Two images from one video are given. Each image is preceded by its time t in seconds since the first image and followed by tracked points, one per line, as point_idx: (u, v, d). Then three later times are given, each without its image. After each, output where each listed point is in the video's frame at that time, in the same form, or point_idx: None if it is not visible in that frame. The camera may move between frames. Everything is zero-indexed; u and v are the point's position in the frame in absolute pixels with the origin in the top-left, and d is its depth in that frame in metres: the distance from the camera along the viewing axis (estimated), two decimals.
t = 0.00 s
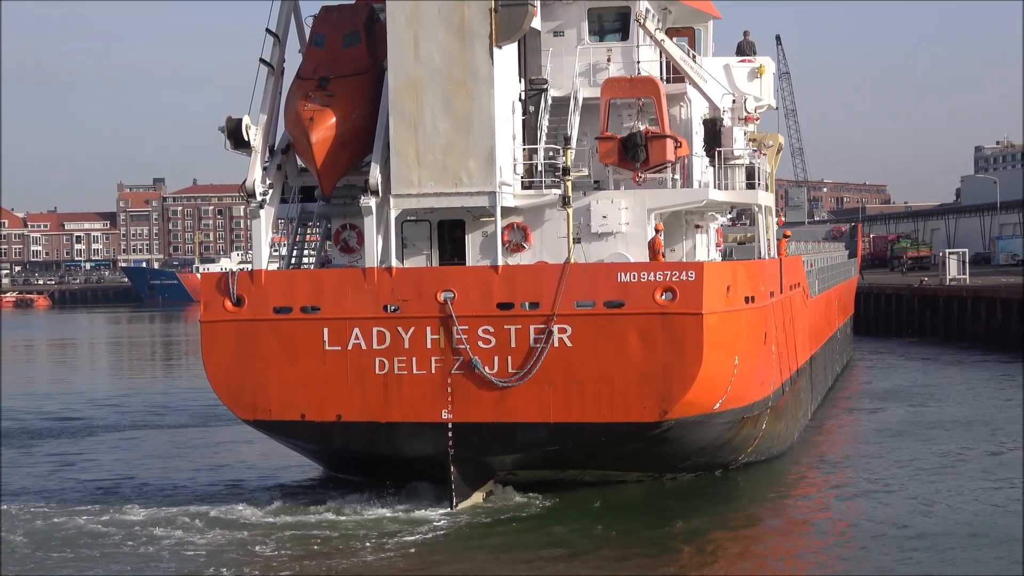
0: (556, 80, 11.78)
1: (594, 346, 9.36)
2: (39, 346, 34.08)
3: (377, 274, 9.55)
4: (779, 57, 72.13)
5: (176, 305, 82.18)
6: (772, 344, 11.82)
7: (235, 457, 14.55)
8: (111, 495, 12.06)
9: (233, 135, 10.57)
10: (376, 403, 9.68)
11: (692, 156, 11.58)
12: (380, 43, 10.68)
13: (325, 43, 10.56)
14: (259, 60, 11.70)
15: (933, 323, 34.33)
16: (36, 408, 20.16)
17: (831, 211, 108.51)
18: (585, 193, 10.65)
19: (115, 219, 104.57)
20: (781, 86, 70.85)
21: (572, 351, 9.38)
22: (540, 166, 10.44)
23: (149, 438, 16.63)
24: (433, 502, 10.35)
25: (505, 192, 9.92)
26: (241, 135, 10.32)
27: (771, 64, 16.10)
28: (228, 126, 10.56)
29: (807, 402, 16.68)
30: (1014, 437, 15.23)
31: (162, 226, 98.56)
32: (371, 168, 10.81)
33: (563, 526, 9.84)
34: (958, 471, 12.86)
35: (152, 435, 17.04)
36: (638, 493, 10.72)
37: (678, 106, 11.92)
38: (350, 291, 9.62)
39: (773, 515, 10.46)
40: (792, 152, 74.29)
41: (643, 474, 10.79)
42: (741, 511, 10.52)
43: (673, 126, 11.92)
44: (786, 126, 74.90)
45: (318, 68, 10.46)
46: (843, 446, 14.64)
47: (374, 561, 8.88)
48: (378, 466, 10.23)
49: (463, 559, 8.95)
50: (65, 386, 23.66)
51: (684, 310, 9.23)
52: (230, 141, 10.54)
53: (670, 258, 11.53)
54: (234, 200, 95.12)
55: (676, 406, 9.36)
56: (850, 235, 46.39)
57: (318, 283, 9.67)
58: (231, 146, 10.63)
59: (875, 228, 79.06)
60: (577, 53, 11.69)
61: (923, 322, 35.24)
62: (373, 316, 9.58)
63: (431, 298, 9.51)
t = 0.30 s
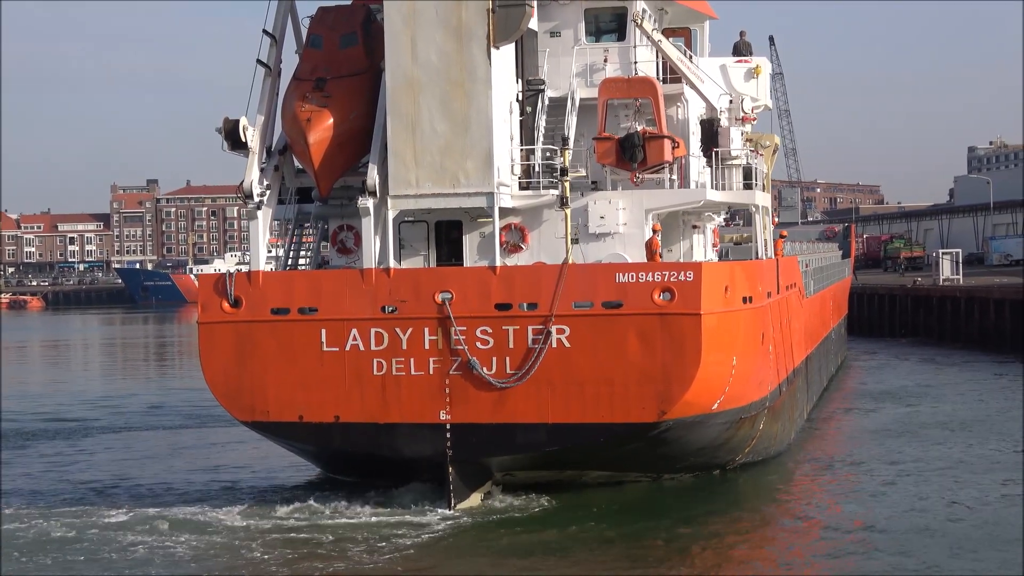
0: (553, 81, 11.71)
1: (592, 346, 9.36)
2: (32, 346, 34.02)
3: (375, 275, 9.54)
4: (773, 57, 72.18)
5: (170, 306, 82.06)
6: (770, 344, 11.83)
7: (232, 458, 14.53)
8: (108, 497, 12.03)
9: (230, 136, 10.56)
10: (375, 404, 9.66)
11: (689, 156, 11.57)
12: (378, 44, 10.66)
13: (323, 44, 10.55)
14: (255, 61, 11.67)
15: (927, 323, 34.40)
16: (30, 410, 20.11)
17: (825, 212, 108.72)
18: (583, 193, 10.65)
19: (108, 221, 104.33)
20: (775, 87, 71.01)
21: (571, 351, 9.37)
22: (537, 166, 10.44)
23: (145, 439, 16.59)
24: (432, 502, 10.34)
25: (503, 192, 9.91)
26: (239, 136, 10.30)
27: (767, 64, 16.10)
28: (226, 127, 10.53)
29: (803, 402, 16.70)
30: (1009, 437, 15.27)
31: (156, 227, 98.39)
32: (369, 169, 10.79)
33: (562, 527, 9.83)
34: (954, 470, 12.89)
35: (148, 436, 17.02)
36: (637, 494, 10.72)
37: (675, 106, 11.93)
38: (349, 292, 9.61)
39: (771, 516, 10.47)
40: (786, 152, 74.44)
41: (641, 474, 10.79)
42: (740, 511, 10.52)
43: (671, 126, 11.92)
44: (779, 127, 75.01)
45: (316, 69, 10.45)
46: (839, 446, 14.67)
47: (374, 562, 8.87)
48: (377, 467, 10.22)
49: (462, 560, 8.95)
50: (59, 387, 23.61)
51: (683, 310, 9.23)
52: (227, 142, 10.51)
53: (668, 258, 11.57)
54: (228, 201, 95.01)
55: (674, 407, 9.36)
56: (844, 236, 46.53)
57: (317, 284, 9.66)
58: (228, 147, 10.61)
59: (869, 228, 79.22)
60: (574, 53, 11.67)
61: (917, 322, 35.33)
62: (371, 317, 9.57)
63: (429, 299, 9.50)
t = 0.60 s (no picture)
0: (551, 80, 11.79)
1: (591, 346, 9.36)
2: (26, 346, 33.95)
3: (374, 275, 9.54)
4: (767, 57, 72.31)
5: (164, 306, 81.93)
6: (767, 344, 11.84)
7: (228, 458, 14.50)
8: (106, 497, 12.00)
9: (228, 136, 10.53)
10: (373, 404, 9.66)
11: (687, 156, 11.60)
12: (376, 44, 10.64)
13: (320, 44, 10.52)
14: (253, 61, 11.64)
15: (921, 322, 34.47)
16: (24, 409, 20.07)
17: (819, 211, 108.89)
18: (580, 192, 10.65)
19: (102, 221, 103.99)
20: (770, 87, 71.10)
21: (570, 351, 9.37)
22: (535, 166, 10.45)
23: (141, 440, 16.55)
24: (431, 502, 10.34)
25: (501, 192, 9.91)
26: (236, 136, 10.27)
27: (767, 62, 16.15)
28: (223, 127, 10.51)
29: (799, 401, 16.73)
30: (1005, 435, 15.31)
31: (150, 227, 98.21)
32: (366, 169, 10.78)
33: (561, 527, 9.83)
34: (951, 469, 12.91)
35: (144, 436, 16.99)
36: (635, 493, 10.72)
37: (672, 105, 11.88)
38: (347, 292, 9.60)
39: (770, 515, 10.48)
40: (780, 151, 74.48)
41: (639, 474, 10.79)
42: (738, 511, 10.53)
43: (668, 126, 11.91)
44: (774, 126, 75.11)
45: (313, 68, 10.42)
46: (836, 446, 14.70)
47: (373, 562, 8.87)
48: (376, 468, 10.20)
49: (461, 559, 8.95)
50: (53, 387, 23.56)
51: (681, 310, 9.23)
52: (225, 142, 10.48)
53: (665, 257, 11.61)
54: (223, 201, 94.88)
55: (673, 406, 9.36)
56: (839, 235, 46.60)
57: (316, 284, 9.65)
58: (225, 147, 10.58)
59: (863, 227, 79.37)
60: (571, 53, 11.68)
61: (911, 321, 35.40)
62: (370, 316, 9.56)
63: (428, 299, 9.49)
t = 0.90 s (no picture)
0: (550, 79, 11.79)
1: (591, 345, 9.36)
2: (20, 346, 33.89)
3: (374, 274, 9.53)
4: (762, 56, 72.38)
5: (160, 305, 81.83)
6: (767, 343, 11.85)
7: (226, 457, 14.48)
8: (105, 496, 11.98)
9: (227, 135, 10.52)
10: (373, 403, 9.65)
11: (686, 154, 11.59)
12: (375, 43, 10.63)
13: (319, 42, 10.52)
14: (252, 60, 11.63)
15: (917, 320, 34.51)
16: (20, 409, 20.02)
17: (814, 210, 108.99)
18: (580, 191, 10.65)
19: (98, 220, 103.79)
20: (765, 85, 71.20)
21: (570, 350, 9.37)
22: (535, 164, 10.45)
23: (138, 438, 16.52)
24: (431, 501, 10.34)
25: (501, 191, 9.91)
26: (235, 135, 10.26)
27: (762, 66, 15.99)
28: (222, 126, 10.49)
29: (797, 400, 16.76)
30: (1002, 434, 15.34)
31: (145, 226, 98.07)
32: (366, 168, 10.77)
33: (561, 525, 9.83)
34: (949, 467, 12.93)
35: (141, 435, 16.97)
36: (635, 492, 10.72)
37: (672, 104, 11.93)
38: (347, 291, 9.59)
39: (769, 513, 10.49)
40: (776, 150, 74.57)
41: (639, 473, 10.80)
42: (738, 509, 10.54)
43: (668, 124, 11.94)
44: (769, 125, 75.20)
45: (312, 68, 10.43)
46: (834, 444, 14.72)
47: (373, 561, 8.87)
48: (375, 467, 10.19)
49: (462, 558, 8.95)
50: (47, 386, 23.52)
51: (681, 308, 9.24)
52: (225, 141, 10.47)
53: (664, 256, 11.61)
54: (218, 200, 94.77)
55: (673, 405, 9.37)
56: (834, 233, 46.65)
57: (315, 283, 9.64)
58: (225, 146, 10.57)
59: (859, 226, 79.48)
60: (569, 52, 11.67)
61: (906, 319, 35.46)
62: (369, 315, 9.56)
63: (428, 297, 9.49)
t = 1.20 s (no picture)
0: (549, 76, 11.68)
1: (593, 343, 9.35)
2: (16, 345, 33.86)
3: (374, 272, 9.52)
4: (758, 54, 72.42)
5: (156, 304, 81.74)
6: (767, 340, 11.85)
7: (225, 456, 14.46)
8: (104, 495, 11.96)
9: (227, 133, 10.50)
10: (374, 401, 9.64)
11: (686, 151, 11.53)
12: (375, 41, 10.62)
13: (318, 41, 10.52)
14: (251, 58, 11.61)
15: (913, 317, 34.54)
16: (16, 408, 19.99)
17: (810, 208, 109.17)
18: (580, 189, 10.63)
19: (94, 219, 103.58)
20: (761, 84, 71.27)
21: (571, 347, 9.36)
22: (535, 162, 10.48)
23: (136, 437, 16.51)
24: (432, 499, 10.33)
25: (502, 188, 9.90)
26: (236, 134, 10.25)
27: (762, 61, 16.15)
28: (222, 124, 10.48)
29: (796, 397, 16.75)
30: (1000, 430, 15.37)
31: (141, 225, 97.94)
32: (366, 166, 10.76)
33: (562, 523, 9.83)
34: (948, 464, 12.95)
35: (138, 434, 16.95)
36: (636, 490, 10.72)
37: (672, 101, 11.92)
38: (347, 289, 9.58)
39: (770, 511, 10.50)
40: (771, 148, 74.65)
41: (640, 470, 10.79)
42: (738, 507, 10.55)
43: (667, 122, 11.93)
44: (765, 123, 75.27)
45: (312, 66, 10.42)
46: (832, 441, 14.75)
47: (376, 560, 8.86)
48: (376, 466, 10.18)
49: (464, 557, 8.95)
50: (43, 386, 23.49)
51: (682, 306, 9.23)
52: (225, 139, 10.46)
53: (664, 254, 11.58)
54: (215, 199, 94.69)
55: (675, 403, 9.36)
56: (829, 231, 46.74)
57: (315, 281, 9.63)
58: (225, 145, 10.56)
59: (855, 223, 79.56)
60: (569, 49, 11.63)
61: (902, 316, 35.54)
62: (370, 314, 9.55)
63: (428, 296, 9.48)
